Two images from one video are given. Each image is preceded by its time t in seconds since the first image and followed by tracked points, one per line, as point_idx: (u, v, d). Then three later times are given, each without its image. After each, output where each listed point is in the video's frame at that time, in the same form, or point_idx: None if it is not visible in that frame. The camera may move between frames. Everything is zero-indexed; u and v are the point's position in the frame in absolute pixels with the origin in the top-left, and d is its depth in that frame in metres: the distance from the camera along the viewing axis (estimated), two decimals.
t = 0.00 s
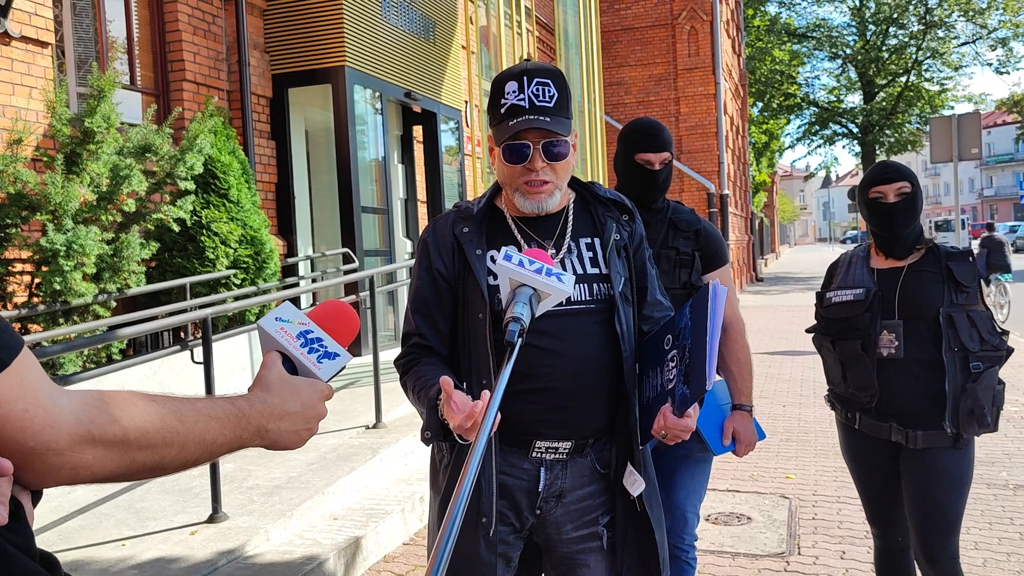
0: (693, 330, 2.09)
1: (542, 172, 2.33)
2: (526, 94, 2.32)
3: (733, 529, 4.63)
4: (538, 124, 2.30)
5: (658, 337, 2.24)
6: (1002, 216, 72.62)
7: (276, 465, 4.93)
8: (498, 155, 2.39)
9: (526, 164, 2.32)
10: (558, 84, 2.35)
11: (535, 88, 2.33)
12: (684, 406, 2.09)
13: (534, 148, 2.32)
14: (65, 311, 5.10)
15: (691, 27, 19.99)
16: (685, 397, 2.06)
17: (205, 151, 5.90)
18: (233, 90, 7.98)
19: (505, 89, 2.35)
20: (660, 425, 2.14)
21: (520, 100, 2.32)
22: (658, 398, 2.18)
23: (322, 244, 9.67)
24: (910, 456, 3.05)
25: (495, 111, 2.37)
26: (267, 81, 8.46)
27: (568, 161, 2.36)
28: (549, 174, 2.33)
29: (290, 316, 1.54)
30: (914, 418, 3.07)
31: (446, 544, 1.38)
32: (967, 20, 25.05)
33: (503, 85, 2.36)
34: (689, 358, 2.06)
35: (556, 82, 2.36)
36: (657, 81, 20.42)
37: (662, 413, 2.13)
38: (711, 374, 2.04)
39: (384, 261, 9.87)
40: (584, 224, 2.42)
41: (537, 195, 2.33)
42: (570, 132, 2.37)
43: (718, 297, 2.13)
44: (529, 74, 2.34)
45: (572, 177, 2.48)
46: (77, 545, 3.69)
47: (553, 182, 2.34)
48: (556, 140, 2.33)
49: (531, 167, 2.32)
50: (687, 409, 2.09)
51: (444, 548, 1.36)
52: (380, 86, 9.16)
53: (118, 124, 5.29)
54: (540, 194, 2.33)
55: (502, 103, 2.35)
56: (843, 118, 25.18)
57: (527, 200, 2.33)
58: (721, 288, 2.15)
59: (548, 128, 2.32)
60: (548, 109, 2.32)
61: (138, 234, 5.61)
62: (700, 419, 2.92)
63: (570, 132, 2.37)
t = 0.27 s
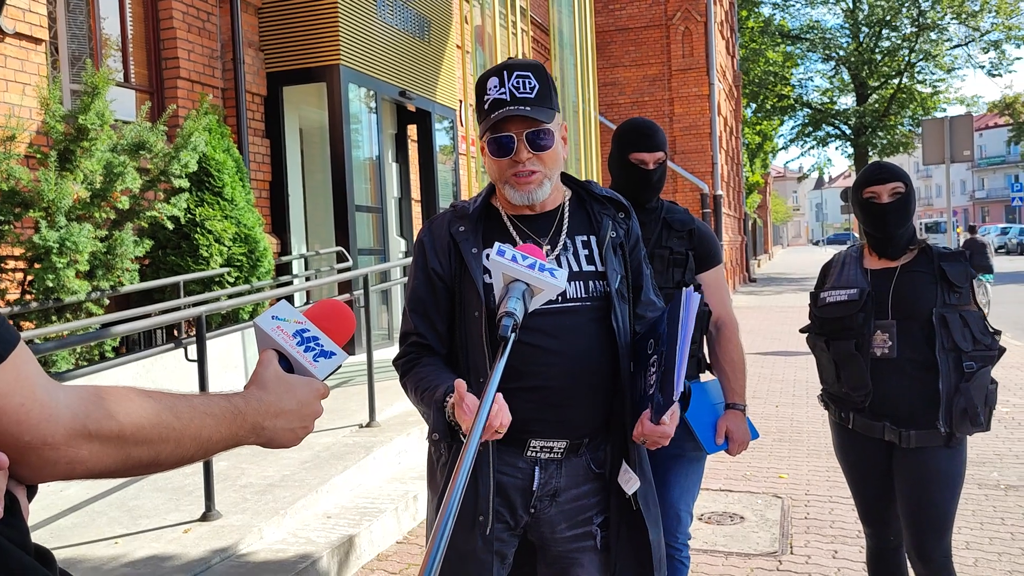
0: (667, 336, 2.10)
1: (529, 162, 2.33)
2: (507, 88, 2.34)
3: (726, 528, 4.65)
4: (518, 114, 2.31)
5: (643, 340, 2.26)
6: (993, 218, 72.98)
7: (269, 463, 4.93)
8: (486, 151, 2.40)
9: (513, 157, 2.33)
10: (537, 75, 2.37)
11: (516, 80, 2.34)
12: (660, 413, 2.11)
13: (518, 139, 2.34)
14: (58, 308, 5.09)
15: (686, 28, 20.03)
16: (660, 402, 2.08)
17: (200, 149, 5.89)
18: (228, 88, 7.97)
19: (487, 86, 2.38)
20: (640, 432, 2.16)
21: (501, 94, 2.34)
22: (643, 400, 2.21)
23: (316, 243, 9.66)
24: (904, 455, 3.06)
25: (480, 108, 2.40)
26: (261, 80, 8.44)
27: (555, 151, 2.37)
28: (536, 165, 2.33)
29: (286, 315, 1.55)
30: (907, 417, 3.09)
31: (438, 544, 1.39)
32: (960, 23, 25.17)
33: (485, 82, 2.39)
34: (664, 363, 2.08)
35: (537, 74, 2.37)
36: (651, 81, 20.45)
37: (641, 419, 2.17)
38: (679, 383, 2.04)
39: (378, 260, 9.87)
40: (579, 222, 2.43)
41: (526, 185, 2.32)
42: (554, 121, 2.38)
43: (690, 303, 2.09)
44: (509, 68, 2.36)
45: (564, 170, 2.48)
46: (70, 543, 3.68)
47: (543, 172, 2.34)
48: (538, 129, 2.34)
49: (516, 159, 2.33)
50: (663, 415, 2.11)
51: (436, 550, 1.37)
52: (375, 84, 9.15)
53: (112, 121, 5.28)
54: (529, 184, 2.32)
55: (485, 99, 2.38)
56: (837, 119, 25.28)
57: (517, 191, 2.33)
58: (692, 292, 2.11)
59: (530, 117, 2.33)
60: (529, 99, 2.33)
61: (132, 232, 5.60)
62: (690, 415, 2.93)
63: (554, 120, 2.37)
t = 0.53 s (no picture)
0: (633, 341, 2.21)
1: (525, 163, 2.34)
2: (508, 88, 2.34)
3: (716, 528, 4.67)
4: (517, 115, 2.31)
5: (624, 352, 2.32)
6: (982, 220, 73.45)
7: (260, 462, 4.92)
8: (484, 150, 2.41)
9: (510, 157, 2.34)
10: (541, 78, 2.37)
11: (518, 81, 2.34)
12: (631, 416, 2.13)
13: (516, 139, 2.35)
14: (48, 307, 5.06)
15: (677, 30, 20.08)
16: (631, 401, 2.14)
17: (192, 148, 5.87)
18: (219, 87, 7.94)
19: (490, 84, 2.38)
20: (615, 438, 2.16)
21: (503, 94, 2.34)
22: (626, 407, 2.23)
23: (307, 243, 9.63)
24: (893, 456, 3.09)
25: (481, 106, 2.41)
26: (252, 78, 8.42)
27: (553, 155, 2.37)
28: (531, 167, 2.34)
29: (282, 315, 1.55)
30: (897, 419, 3.11)
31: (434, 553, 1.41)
32: (949, 27, 25.33)
33: (488, 80, 2.39)
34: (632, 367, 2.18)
35: (541, 76, 2.37)
36: (642, 83, 20.51)
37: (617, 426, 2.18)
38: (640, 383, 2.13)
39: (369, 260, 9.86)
40: (573, 225, 2.44)
41: (521, 187, 2.34)
42: (553, 124, 2.38)
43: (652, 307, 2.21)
44: (513, 68, 2.36)
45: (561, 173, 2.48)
46: (59, 542, 3.66)
47: (539, 175, 2.35)
48: (537, 131, 2.34)
49: (513, 160, 2.34)
50: (636, 417, 2.13)
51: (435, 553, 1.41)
52: (366, 84, 9.14)
53: (103, 119, 5.25)
54: (523, 186, 2.34)
55: (487, 97, 2.38)
56: (826, 122, 25.42)
57: (512, 192, 2.34)
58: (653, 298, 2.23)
59: (528, 119, 2.33)
60: (530, 101, 2.33)
61: (123, 230, 5.59)
62: (683, 417, 2.97)
63: (553, 124, 2.37)
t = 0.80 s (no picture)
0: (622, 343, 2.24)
1: (518, 165, 2.35)
2: (504, 89, 2.35)
3: (703, 529, 4.70)
4: (512, 116, 2.33)
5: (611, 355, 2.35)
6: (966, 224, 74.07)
7: (247, 463, 4.91)
8: (477, 151, 2.42)
9: (504, 159, 2.35)
10: (537, 80, 2.39)
11: (513, 83, 2.36)
12: (617, 419, 2.15)
13: (510, 141, 2.36)
14: (33, 306, 5.04)
15: (666, 32, 20.16)
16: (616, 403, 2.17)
17: (179, 147, 5.85)
18: (207, 86, 7.92)
19: (485, 86, 2.39)
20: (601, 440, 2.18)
21: (498, 95, 2.35)
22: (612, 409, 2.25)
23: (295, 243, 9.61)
24: (877, 457, 3.12)
25: (476, 107, 2.42)
26: (241, 78, 8.39)
27: (546, 157, 2.39)
28: (525, 169, 2.35)
29: (274, 314, 1.55)
30: (882, 421, 3.15)
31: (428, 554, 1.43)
32: (934, 32, 25.54)
33: (483, 82, 2.40)
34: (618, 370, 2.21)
35: (536, 79, 2.39)
36: (630, 85, 20.57)
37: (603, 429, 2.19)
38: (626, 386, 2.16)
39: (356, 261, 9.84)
40: (564, 227, 2.46)
41: (514, 187, 2.35)
42: (548, 127, 2.40)
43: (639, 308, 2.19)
44: (509, 70, 2.37)
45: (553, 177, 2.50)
46: (44, 542, 3.64)
47: (532, 177, 2.36)
48: (531, 133, 2.36)
49: (507, 161, 2.35)
50: (621, 420, 2.15)
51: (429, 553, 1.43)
52: (355, 84, 9.12)
53: (91, 118, 5.23)
54: (516, 187, 2.35)
55: (482, 99, 2.39)
56: (813, 125, 25.59)
57: (505, 194, 2.35)
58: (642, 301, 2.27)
59: (523, 121, 2.35)
60: (525, 103, 2.35)
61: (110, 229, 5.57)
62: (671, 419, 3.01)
63: (547, 127, 2.39)
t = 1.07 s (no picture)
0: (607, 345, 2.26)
1: (508, 169, 2.37)
2: (495, 94, 2.37)
3: (689, 531, 4.73)
4: (503, 121, 2.34)
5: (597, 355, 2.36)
6: (949, 228, 74.75)
7: (233, 464, 4.89)
8: (467, 154, 2.44)
9: (494, 162, 2.37)
10: (526, 85, 2.40)
11: (504, 88, 2.37)
12: (603, 419, 2.17)
13: (501, 146, 2.38)
14: (17, 306, 5.01)
15: (653, 35, 20.25)
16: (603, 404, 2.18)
17: (166, 147, 5.83)
18: (194, 86, 7.89)
19: (475, 90, 2.40)
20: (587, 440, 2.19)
21: (489, 100, 2.36)
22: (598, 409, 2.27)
23: (281, 243, 9.58)
24: (861, 459, 3.16)
25: (466, 111, 2.42)
26: (228, 78, 8.36)
27: (535, 161, 2.41)
28: (515, 174, 2.37)
29: (264, 317, 1.56)
30: (866, 423, 3.18)
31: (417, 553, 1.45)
32: (919, 37, 25.77)
33: (473, 85, 2.41)
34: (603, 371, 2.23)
35: (526, 84, 2.41)
36: (617, 88, 20.64)
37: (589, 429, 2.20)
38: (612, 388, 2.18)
39: (343, 262, 9.82)
40: (552, 230, 2.47)
41: (504, 192, 2.36)
42: (537, 132, 2.42)
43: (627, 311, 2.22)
44: (499, 74, 2.38)
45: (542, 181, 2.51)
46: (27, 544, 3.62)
47: (521, 181, 2.38)
48: (521, 138, 2.38)
49: (497, 165, 2.36)
50: (608, 421, 2.16)
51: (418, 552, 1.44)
52: (343, 85, 9.11)
53: (77, 117, 5.20)
54: (506, 192, 2.36)
55: (472, 103, 2.40)
56: (799, 129, 25.76)
57: (495, 198, 2.36)
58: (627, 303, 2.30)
59: (514, 125, 2.36)
60: (515, 108, 2.36)
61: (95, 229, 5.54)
62: (657, 420, 3.04)
63: (537, 131, 2.41)
